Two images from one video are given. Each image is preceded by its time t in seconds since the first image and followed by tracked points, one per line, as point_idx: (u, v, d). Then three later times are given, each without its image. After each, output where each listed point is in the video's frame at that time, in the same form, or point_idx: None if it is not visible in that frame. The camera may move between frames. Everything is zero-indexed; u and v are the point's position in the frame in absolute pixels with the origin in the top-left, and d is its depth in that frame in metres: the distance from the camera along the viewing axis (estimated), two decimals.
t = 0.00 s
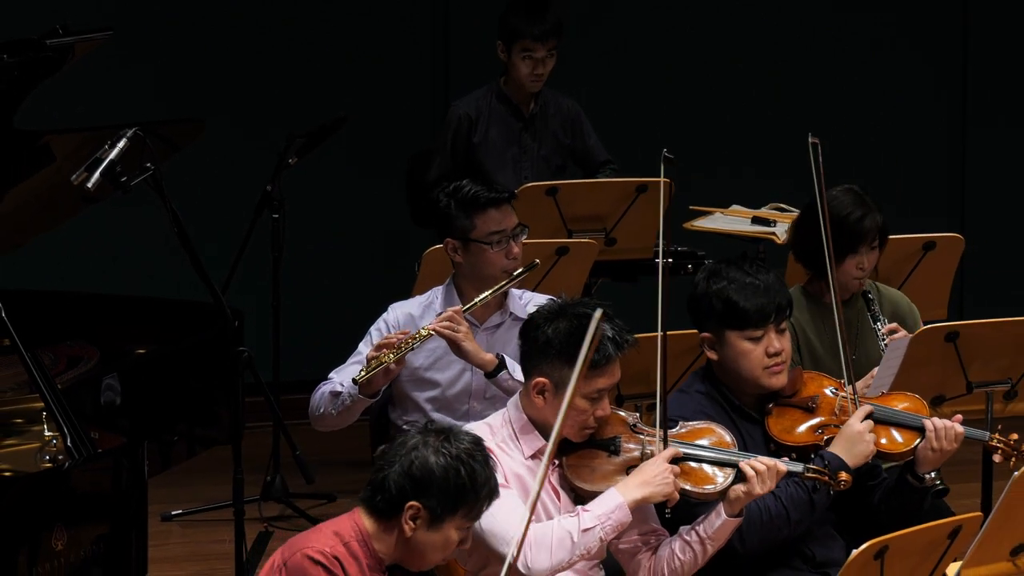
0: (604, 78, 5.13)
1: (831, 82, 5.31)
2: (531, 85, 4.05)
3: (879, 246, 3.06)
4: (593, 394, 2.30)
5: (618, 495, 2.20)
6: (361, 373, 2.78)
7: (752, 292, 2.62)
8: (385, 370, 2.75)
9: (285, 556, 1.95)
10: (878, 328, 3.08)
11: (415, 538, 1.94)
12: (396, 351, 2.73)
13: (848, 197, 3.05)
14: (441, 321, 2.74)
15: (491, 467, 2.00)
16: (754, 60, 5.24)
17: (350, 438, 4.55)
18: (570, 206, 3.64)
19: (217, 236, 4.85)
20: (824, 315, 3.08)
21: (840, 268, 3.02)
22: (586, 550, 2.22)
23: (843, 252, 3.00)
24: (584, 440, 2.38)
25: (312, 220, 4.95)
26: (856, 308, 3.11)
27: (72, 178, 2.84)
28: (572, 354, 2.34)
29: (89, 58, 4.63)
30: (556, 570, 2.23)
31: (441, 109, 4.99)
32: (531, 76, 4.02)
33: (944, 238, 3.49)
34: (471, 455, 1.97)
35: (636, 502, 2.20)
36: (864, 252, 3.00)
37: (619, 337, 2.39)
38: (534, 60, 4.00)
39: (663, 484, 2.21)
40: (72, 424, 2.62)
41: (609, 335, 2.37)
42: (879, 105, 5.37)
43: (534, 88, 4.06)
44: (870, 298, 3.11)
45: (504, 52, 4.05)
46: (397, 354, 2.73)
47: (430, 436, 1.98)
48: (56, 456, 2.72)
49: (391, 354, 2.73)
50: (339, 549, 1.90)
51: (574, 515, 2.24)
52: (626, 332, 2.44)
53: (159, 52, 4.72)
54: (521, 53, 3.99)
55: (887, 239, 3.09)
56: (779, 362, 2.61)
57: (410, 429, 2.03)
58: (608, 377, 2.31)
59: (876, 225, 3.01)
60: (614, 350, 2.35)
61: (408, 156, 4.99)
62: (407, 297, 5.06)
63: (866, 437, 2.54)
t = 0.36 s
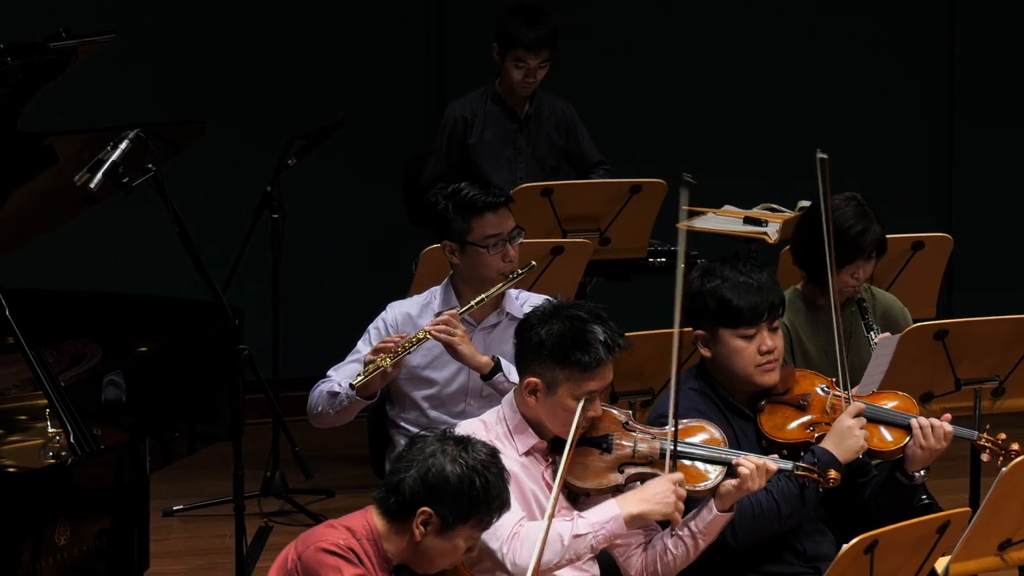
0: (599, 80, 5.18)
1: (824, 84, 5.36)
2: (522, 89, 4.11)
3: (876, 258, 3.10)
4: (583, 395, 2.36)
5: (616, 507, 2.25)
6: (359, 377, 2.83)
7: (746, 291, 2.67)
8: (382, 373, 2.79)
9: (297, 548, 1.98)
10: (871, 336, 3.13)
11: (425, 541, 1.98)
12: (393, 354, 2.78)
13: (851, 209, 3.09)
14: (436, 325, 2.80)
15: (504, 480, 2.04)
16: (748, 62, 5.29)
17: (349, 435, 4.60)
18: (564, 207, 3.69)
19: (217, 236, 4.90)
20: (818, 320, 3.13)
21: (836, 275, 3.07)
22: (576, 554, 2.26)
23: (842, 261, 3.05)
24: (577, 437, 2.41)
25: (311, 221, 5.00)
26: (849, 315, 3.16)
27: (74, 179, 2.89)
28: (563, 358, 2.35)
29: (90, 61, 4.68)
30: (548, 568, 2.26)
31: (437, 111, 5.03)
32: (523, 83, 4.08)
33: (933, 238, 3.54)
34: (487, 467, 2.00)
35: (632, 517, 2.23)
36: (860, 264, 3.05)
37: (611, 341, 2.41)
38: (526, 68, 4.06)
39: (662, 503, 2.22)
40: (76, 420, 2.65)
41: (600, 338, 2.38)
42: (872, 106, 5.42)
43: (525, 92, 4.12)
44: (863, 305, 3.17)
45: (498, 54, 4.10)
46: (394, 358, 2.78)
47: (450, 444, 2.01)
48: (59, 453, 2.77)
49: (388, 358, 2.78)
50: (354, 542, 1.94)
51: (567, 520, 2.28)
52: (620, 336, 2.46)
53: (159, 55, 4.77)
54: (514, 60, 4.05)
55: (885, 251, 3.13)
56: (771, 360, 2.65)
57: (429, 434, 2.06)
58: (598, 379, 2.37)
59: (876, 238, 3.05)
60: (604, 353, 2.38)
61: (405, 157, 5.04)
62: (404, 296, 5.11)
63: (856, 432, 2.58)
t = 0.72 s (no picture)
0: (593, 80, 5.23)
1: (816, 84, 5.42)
2: (513, 90, 4.16)
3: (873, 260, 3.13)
4: (573, 387, 2.40)
5: (602, 526, 2.24)
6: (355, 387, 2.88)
7: (738, 287, 2.71)
8: (380, 382, 2.85)
9: (301, 548, 1.96)
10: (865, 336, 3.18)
11: (427, 543, 1.95)
12: (390, 365, 2.84)
13: (850, 212, 3.13)
14: (432, 333, 2.85)
15: (509, 485, 2.01)
16: (739, 62, 5.34)
17: (346, 430, 4.65)
18: (558, 206, 3.74)
19: (216, 235, 4.95)
20: (814, 320, 3.18)
21: (833, 277, 3.11)
22: (557, 566, 2.27)
23: (838, 266, 3.08)
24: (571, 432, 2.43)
25: (308, 220, 5.04)
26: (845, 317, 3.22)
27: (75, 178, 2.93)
28: (549, 349, 2.39)
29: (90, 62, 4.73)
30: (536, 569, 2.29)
31: (432, 111, 5.08)
32: (514, 83, 4.14)
33: (921, 237, 3.58)
34: (492, 471, 1.98)
35: (615, 539, 2.23)
36: (858, 265, 3.08)
37: (595, 331, 2.46)
38: (517, 69, 4.11)
39: (647, 533, 2.21)
40: (76, 416, 2.70)
41: (582, 329, 2.43)
42: (864, 106, 5.48)
43: (517, 92, 4.17)
44: (858, 306, 3.22)
45: (490, 56, 4.16)
46: (390, 369, 2.84)
47: (456, 448, 2.00)
48: (61, 448, 2.81)
49: (384, 369, 2.84)
50: (355, 548, 1.92)
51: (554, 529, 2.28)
52: (604, 328, 2.50)
53: (159, 56, 4.81)
54: (505, 61, 4.10)
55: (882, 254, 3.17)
56: (763, 356, 2.69)
57: (436, 437, 2.05)
58: (585, 370, 2.40)
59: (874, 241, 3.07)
60: (588, 343, 2.42)
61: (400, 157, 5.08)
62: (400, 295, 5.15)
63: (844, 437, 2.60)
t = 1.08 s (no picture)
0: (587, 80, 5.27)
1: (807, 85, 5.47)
2: (506, 89, 4.21)
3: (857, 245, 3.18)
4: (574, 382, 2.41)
5: (599, 474, 2.30)
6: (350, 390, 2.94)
7: (719, 283, 2.76)
8: (375, 384, 2.91)
9: (287, 541, 2.04)
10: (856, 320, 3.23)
11: (411, 531, 2.00)
12: (384, 367, 2.89)
13: (830, 199, 3.19)
14: (428, 336, 2.88)
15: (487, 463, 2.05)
16: (731, 62, 5.40)
17: (342, 424, 4.70)
18: (551, 204, 3.79)
19: (216, 233, 5.00)
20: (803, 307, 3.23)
21: (819, 264, 3.17)
22: (568, 527, 2.31)
23: (825, 249, 3.14)
24: (567, 426, 2.48)
25: (305, 218, 5.09)
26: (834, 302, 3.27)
27: (76, 177, 2.96)
28: (553, 345, 2.39)
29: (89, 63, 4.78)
30: (540, 548, 2.31)
31: (427, 110, 5.13)
32: (506, 83, 4.19)
33: (907, 233, 3.63)
34: (467, 453, 2.01)
35: (617, 481, 2.30)
36: (843, 251, 3.14)
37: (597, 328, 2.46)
38: (510, 69, 4.16)
39: (642, 462, 2.31)
40: (76, 410, 2.75)
41: (586, 326, 2.44)
42: (857, 105, 5.53)
43: (509, 92, 4.22)
44: (848, 294, 3.27)
45: (482, 56, 4.21)
46: (384, 370, 2.89)
47: (430, 433, 2.03)
48: (61, 442, 2.85)
49: (379, 370, 2.89)
50: (336, 539, 1.99)
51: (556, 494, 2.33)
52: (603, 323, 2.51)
53: (157, 56, 4.86)
54: (498, 61, 4.15)
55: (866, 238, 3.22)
56: (749, 348, 2.73)
57: (412, 424, 2.08)
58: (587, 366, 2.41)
59: (857, 225, 3.15)
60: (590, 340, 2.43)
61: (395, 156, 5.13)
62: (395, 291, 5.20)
63: (830, 425, 2.66)
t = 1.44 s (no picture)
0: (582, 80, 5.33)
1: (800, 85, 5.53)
2: (500, 89, 4.26)
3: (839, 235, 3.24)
4: (574, 381, 2.37)
5: (597, 476, 2.29)
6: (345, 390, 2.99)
7: (712, 283, 2.79)
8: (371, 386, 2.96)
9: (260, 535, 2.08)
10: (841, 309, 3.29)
11: (380, 515, 2.04)
12: (380, 371, 2.95)
13: (810, 189, 3.24)
14: (427, 340, 2.93)
15: (447, 440, 2.09)
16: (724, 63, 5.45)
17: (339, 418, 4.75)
18: (545, 202, 3.84)
19: (215, 231, 5.05)
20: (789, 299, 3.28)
21: (803, 254, 3.22)
22: (564, 527, 2.30)
23: (807, 241, 3.20)
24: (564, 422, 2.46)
25: (303, 217, 5.14)
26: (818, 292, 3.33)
27: (79, 176, 3.07)
28: (555, 344, 2.36)
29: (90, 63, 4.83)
30: (535, 545, 2.30)
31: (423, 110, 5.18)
32: (500, 83, 4.24)
33: (895, 230, 3.68)
34: (423, 432, 2.06)
35: (613, 486, 2.29)
36: (825, 240, 3.19)
37: (599, 329, 2.42)
38: (505, 68, 4.21)
39: (639, 468, 2.30)
40: (79, 405, 2.79)
41: (589, 327, 2.40)
42: (850, 105, 5.58)
43: (503, 92, 4.27)
44: (831, 283, 3.33)
45: (476, 57, 4.26)
46: (381, 374, 2.95)
47: (386, 416, 2.07)
48: (62, 436, 2.89)
49: (374, 374, 2.95)
50: (306, 528, 2.03)
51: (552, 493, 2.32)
52: (606, 324, 2.47)
53: (157, 57, 4.91)
54: (492, 62, 4.20)
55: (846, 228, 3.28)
56: (738, 349, 2.77)
57: (369, 409, 2.12)
58: (587, 366, 2.38)
59: (836, 215, 3.20)
60: (593, 341, 2.39)
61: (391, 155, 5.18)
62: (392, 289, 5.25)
63: (819, 417, 2.71)
